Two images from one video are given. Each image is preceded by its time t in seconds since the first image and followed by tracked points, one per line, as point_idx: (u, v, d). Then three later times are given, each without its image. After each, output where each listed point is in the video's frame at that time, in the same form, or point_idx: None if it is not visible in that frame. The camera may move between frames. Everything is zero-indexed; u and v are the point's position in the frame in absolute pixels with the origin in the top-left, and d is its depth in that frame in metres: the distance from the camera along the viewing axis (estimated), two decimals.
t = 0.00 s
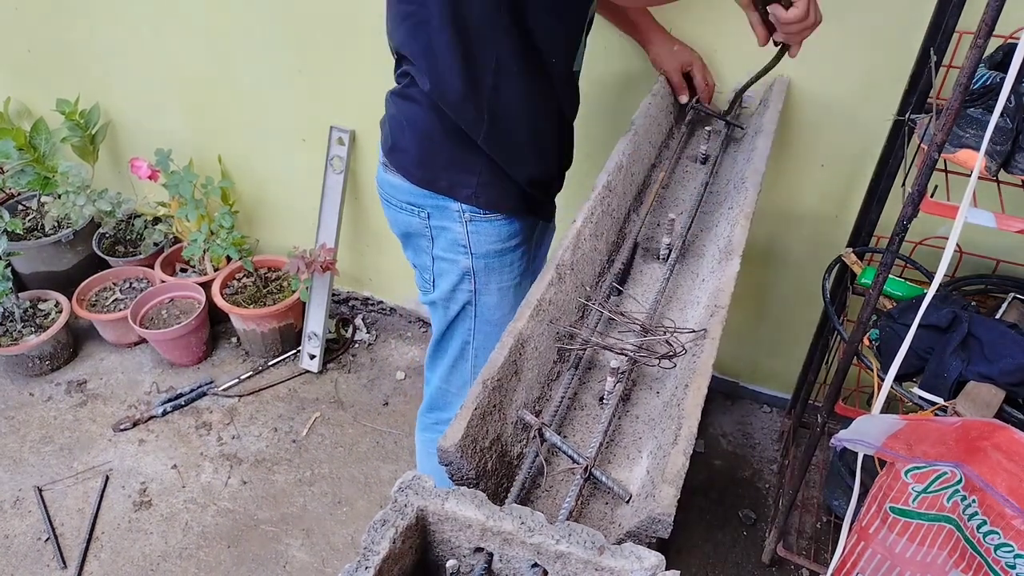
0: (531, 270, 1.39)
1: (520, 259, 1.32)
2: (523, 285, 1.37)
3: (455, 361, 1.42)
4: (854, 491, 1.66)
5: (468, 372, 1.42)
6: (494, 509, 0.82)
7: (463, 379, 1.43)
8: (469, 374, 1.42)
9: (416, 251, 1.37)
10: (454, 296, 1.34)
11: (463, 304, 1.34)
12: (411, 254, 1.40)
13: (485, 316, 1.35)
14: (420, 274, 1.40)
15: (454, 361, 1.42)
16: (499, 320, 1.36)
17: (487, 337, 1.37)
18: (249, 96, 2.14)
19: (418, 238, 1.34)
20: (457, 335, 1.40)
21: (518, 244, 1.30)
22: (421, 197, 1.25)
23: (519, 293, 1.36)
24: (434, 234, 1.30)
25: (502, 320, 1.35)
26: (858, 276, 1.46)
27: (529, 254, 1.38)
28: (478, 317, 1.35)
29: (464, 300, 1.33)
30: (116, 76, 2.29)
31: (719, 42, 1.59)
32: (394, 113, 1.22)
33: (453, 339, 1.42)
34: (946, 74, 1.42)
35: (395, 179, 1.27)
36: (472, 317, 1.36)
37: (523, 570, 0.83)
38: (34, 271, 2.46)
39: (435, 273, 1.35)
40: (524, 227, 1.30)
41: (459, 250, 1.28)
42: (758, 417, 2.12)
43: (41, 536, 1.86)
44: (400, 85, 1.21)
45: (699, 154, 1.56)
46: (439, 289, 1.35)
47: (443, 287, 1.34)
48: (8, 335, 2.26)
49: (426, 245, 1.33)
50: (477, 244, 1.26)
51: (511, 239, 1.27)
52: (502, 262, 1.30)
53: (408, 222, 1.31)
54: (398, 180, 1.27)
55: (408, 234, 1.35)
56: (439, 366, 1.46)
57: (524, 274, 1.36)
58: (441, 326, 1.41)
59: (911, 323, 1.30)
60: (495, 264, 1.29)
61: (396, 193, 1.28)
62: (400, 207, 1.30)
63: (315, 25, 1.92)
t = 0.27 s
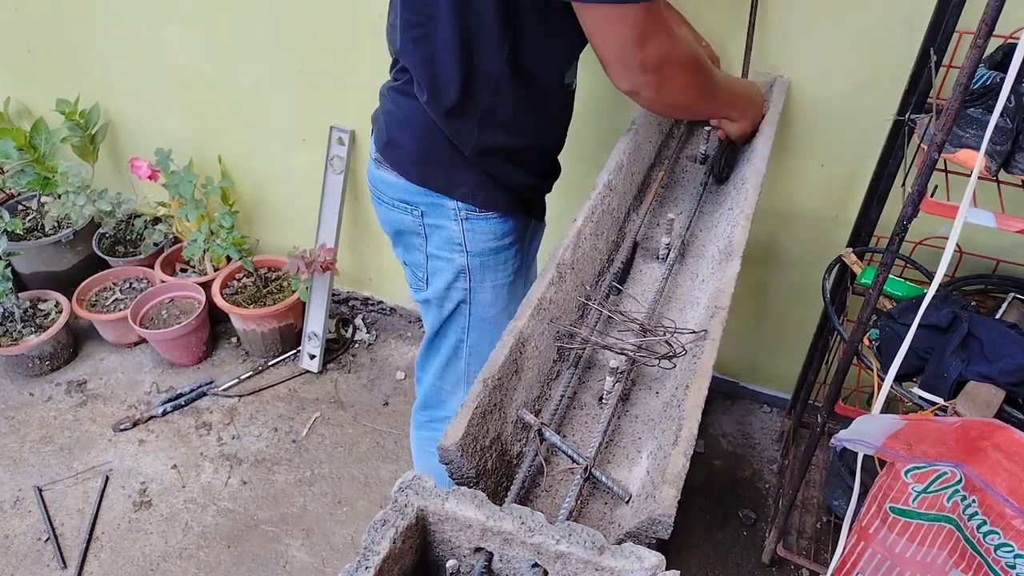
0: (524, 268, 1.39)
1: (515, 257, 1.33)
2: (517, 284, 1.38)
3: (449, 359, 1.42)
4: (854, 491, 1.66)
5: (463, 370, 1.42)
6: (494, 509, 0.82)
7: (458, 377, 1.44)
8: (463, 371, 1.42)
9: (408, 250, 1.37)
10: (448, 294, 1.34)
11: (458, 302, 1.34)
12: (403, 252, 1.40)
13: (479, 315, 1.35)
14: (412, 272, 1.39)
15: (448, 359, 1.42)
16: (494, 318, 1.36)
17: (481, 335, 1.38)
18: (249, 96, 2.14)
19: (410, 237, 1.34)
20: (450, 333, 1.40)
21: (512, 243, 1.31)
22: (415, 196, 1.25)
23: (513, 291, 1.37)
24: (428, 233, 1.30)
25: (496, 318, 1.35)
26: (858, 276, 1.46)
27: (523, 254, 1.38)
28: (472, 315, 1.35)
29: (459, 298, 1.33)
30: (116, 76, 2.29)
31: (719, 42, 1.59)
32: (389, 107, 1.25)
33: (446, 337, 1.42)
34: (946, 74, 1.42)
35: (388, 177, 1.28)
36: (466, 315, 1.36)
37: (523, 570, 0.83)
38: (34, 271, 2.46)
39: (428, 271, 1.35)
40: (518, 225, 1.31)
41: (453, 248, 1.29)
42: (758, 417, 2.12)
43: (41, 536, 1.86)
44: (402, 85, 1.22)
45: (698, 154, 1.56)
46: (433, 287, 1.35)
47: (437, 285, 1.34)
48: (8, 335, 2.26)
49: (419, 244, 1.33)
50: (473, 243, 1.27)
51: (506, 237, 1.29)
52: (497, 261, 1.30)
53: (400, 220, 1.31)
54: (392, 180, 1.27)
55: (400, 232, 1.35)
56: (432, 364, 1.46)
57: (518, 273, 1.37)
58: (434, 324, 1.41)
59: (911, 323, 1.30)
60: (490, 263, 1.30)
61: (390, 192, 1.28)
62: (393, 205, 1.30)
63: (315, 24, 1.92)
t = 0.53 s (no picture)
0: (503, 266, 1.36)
1: (487, 253, 1.30)
2: (492, 281, 1.34)
3: (427, 353, 1.40)
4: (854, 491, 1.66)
5: (440, 366, 1.40)
6: (494, 509, 0.82)
7: (436, 374, 1.41)
8: (440, 368, 1.40)
9: (391, 239, 1.38)
10: (420, 284, 1.33)
11: (428, 293, 1.33)
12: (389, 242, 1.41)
13: (451, 309, 1.33)
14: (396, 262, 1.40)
15: (427, 353, 1.40)
16: (466, 313, 1.33)
17: (455, 330, 1.35)
18: (248, 96, 2.14)
19: (391, 225, 1.35)
20: (427, 327, 1.38)
21: (483, 237, 1.28)
22: (388, 182, 1.27)
23: (487, 288, 1.34)
24: (402, 221, 1.30)
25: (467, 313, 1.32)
26: (858, 276, 1.46)
27: (502, 251, 1.36)
28: (443, 308, 1.33)
29: (428, 289, 1.32)
30: (115, 76, 2.29)
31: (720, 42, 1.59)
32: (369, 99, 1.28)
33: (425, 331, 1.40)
34: (946, 74, 1.42)
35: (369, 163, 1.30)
36: (438, 308, 1.34)
37: (523, 570, 0.83)
38: (34, 271, 2.46)
39: (405, 260, 1.35)
40: (492, 221, 1.28)
41: (422, 237, 1.28)
42: (757, 417, 2.12)
43: (41, 536, 1.86)
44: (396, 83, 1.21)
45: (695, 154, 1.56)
46: (407, 275, 1.35)
47: (409, 274, 1.34)
48: (8, 335, 2.26)
49: (397, 232, 1.34)
50: (438, 233, 1.26)
51: (476, 231, 1.26)
52: (465, 254, 1.28)
53: (382, 208, 1.33)
54: (372, 165, 1.29)
55: (383, 221, 1.37)
56: (416, 359, 1.45)
57: (493, 269, 1.33)
58: (414, 317, 1.40)
59: (911, 323, 1.30)
60: (458, 255, 1.28)
61: (371, 178, 1.31)
62: (374, 191, 1.32)
63: (315, 24, 1.92)
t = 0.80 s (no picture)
0: (507, 263, 1.36)
1: (492, 249, 1.30)
2: (496, 278, 1.34)
3: (431, 351, 1.40)
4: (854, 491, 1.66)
5: (444, 363, 1.40)
6: (494, 509, 0.81)
7: (441, 371, 1.41)
8: (445, 365, 1.40)
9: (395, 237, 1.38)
10: (424, 281, 1.33)
11: (433, 290, 1.33)
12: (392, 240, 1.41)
13: (455, 305, 1.33)
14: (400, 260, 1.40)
15: (431, 351, 1.40)
16: (470, 309, 1.33)
17: (459, 327, 1.35)
18: (248, 96, 2.14)
19: (394, 223, 1.35)
20: (431, 324, 1.38)
21: (487, 233, 1.28)
22: (391, 179, 1.27)
23: (491, 284, 1.34)
24: (406, 218, 1.30)
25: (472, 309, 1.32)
26: (858, 276, 1.46)
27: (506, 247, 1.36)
28: (448, 305, 1.33)
29: (433, 286, 1.32)
30: (115, 76, 2.29)
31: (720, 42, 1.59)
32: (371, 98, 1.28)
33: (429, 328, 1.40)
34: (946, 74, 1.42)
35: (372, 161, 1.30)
36: (442, 305, 1.34)
37: (523, 570, 0.83)
38: (34, 271, 2.46)
39: (409, 257, 1.35)
40: (496, 217, 1.28)
41: (426, 234, 1.28)
42: (758, 417, 2.12)
43: (41, 536, 1.86)
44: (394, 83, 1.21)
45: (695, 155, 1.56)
46: (411, 273, 1.35)
47: (413, 271, 1.34)
48: (8, 335, 2.26)
49: (401, 230, 1.34)
50: (442, 229, 1.26)
51: (480, 227, 1.26)
52: (469, 250, 1.28)
53: (385, 205, 1.33)
54: (376, 163, 1.30)
55: (386, 218, 1.37)
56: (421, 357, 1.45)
57: (497, 265, 1.33)
58: (418, 314, 1.40)
59: (911, 323, 1.30)
60: (462, 252, 1.28)
61: (374, 176, 1.31)
62: (377, 189, 1.32)
63: (315, 24, 1.92)
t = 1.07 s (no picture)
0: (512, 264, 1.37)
1: (499, 251, 1.31)
2: (502, 278, 1.35)
3: (436, 351, 1.41)
4: (854, 491, 1.66)
5: (448, 363, 1.41)
6: (494, 509, 0.81)
7: (445, 371, 1.43)
8: (449, 365, 1.41)
9: (401, 238, 1.39)
10: (430, 282, 1.34)
11: (440, 291, 1.33)
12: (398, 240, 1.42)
13: (462, 306, 1.33)
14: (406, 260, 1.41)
15: (435, 351, 1.42)
16: (476, 310, 1.34)
17: (465, 328, 1.36)
18: (248, 96, 2.14)
19: (401, 223, 1.36)
20: (436, 324, 1.39)
21: (495, 236, 1.29)
22: (400, 181, 1.27)
23: (499, 285, 1.34)
24: (413, 219, 1.31)
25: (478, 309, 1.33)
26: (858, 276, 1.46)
27: (513, 248, 1.37)
28: (454, 306, 1.34)
29: (440, 287, 1.33)
30: (115, 76, 2.29)
31: (720, 42, 1.59)
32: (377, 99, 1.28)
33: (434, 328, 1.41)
34: (946, 74, 1.42)
35: (380, 162, 1.30)
36: (448, 306, 1.35)
37: (523, 569, 0.83)
38: (34, 271, 2.46)
39: (415, 259, 1.36)
40: (504, 219, 1.29)
41: (434, 236, 1.29)
42: (758, 417, 2.12)
43: (41, 536, 1.86)
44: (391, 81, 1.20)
45: (695, 155, 1.56)
46: (416, 274, 1.35)
47: (419, 272, 1.34)
48: (8, 335, 2.26)
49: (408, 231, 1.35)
50: (451, 232, 1.26)
51: (488, 228, 1.27)
52: (478, 252, 1.29)
53: (392, 206, 1.34)
54: (384, 164, 1.30)
55: (393, 219, 1.37)
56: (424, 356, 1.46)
57: (504, 267, 1.34)
58: (423, 314, 1.41)
59: (911, 323, 1.30)
60: (470, 253, 1.29)
61: (382, 177, 1.31)
62: (384, 190, 1.32)
63: (315, 24, 1.92)
